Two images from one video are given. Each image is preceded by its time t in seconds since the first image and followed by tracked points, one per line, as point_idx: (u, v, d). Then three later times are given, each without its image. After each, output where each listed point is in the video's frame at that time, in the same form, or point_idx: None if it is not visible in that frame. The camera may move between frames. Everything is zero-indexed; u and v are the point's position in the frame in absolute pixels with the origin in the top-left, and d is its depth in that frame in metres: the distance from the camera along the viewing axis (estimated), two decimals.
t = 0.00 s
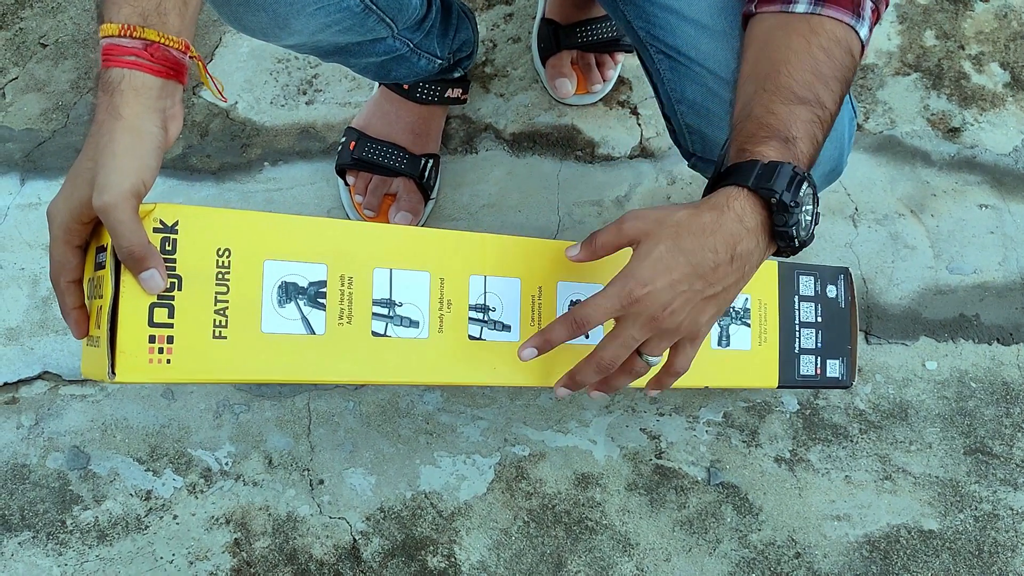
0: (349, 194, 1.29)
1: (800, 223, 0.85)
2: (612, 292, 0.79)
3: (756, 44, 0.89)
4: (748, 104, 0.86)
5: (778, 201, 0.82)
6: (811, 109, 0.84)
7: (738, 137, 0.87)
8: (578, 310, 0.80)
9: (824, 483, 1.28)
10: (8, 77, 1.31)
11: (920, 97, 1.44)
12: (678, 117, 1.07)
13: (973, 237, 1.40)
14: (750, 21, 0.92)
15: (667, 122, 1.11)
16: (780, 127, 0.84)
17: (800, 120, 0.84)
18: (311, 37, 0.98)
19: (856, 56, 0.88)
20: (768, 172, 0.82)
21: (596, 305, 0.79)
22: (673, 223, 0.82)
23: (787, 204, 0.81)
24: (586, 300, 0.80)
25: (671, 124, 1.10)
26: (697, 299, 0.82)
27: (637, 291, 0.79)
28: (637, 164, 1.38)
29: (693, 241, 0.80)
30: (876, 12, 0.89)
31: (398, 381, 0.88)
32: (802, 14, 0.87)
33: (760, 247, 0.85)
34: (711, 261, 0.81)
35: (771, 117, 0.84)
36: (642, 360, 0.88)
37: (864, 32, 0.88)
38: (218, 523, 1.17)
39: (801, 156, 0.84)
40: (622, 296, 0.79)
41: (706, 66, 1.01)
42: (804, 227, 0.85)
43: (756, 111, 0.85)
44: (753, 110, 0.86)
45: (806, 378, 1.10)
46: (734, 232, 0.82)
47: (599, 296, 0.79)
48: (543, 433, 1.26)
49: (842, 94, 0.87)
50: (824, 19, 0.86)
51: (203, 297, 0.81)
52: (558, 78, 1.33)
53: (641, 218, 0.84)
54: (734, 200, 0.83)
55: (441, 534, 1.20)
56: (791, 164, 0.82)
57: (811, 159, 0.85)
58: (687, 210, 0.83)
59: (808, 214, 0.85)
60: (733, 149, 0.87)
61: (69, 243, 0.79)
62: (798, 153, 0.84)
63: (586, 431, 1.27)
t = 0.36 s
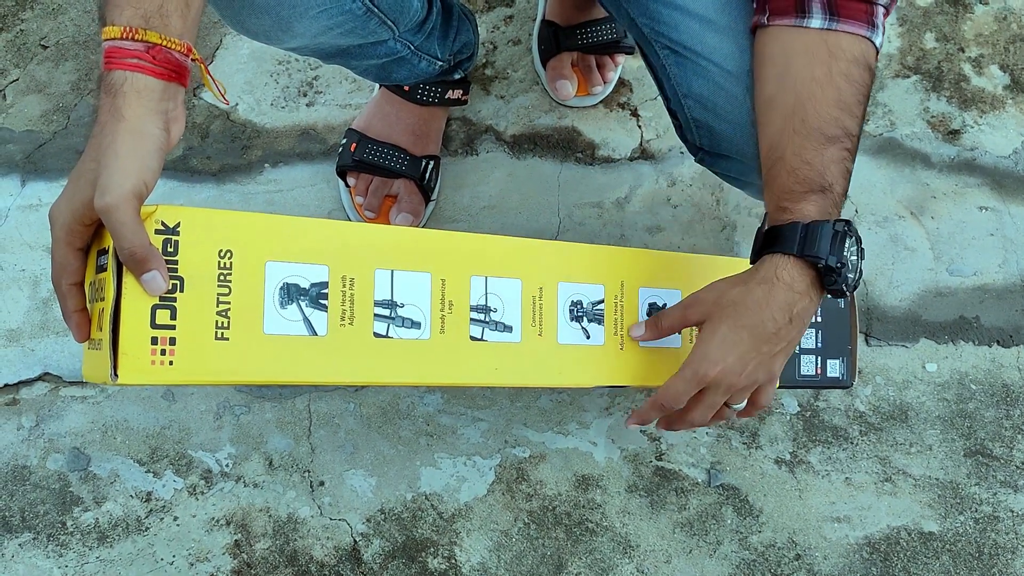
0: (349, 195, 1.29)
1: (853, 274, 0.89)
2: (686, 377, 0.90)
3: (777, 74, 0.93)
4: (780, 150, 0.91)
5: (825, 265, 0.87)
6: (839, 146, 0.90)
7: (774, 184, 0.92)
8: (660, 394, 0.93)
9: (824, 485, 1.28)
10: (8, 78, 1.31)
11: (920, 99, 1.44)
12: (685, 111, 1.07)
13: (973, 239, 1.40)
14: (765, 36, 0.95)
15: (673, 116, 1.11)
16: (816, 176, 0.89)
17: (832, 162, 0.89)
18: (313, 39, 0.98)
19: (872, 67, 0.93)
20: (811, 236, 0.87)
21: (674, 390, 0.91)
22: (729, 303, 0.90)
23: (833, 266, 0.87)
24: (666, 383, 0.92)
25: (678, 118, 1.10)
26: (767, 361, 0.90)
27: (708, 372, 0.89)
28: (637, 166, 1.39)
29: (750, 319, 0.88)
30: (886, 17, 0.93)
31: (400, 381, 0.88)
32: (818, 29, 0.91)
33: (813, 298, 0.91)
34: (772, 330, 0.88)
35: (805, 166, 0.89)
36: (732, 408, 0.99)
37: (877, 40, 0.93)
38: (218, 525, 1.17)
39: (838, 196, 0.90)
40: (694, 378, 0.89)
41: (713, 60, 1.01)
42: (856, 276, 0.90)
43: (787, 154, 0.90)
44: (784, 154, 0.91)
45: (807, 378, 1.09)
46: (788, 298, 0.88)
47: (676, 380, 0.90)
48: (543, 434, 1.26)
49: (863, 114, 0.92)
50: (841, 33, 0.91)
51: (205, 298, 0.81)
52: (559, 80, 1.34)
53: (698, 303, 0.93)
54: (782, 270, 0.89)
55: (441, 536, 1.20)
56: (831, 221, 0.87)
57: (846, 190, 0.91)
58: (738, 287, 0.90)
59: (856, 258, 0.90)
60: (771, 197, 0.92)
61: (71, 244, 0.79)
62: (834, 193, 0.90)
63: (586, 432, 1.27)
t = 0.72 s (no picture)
0: (348, 198, 1.29)
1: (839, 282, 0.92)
2: (671, 376, 0.91)
3: (770, 77, 0.94)
4: (773, 154, 0.92)
5: (813, 274, 0.89)
6: (831, 151, 0.91)
7: (767, 189, 0.93)
8: (644, 389, 0.94)
9: (822, 487, 1.28)
10: (8, 81, 1.31)
11: (918, 102, 1.45)
12: (684, 110, 1.07)
13: (971, 242, 1.41)
14: (760, 38, 0.96)
15: (672, 116, 1.11)
16: (808, 182, 0.90)
17: (824, 168, 0.91)
18: (310, 42, 0.98)
19: (866, 71, 0.93)
20: (800, 245, 0.89)
21: (659, 388, 0.92)
22: (718, 306, 0.91)
23: (821, 275, 0.89)
24: (650, 380, 0.93)
25: (676, 118, 1.10)
26: (751, 364, 0.92)
27: (694, 373, 0.90)
28: (635, 169, 1.39)
29: (738, 323, 0.89)
30: (882, 19, 0.94)
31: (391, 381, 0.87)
32: (811, 32, 0.91)
33: (800, 304, 0.93)
34: (758, 334, 0.90)
35: (797, 171, 0.90)
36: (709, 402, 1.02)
37: (871, 42, 0.93)
38: (217, 526, 1.17)
39: (828, 202, 0.91)
40: (679, 378, 0.91)
41: (709, 59, 1.01)
42: (842, 284, 0.92)
43: (780, 158, 0.91)
44: (776, 159, 0.91)
45: (802, 374, 1.08)
46: (776, 305, 0.90)
47: (661, 378, 0.92)
48: (541, 436, 1.26)
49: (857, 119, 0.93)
50: (835, 37, 0.91)
51: (195, 301, 0.81)
52: (557, 83, 1.34)
53: (688, 303, 0.93)
54: (771, 277, 0.91)
55: (440, 537, 1.20)
56: (820, 230, 0.89)
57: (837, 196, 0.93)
58: (728, 291, 0.91)
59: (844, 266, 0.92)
60: (763, 201, 0.93)
61: (67, 254, 0.80)
62: (825, 200, 0.91)
63: (585, 435, 1.27)
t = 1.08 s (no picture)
0: (350, 198, 1.29)
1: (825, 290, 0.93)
2: (657, 378, 0.92)
3: (767, 80, 0.94)
4: (766, 158, 0.92)
5: (799, 283, 0.90)
6: (823, 158, 0.92)
7: (759, 193, 0.93)
8: (630, 391, 0.94)
9: (823, 487, 1.28)
10: (11, 81, 1.31)
11: (920, 103, 1.45)
12: (685, 110, 1.07)
13: (972, 243, 1.41)
14: (760, 39, 0.96)
15: (673, 117, 1.11)
16: (798, 189, 0.91)
17: (815, 175, 0.91)
18: (308, 43, 0.99)
19: (863, 77, 0.94)
20: (788, 253, 0.90)
21: (644, 389, 0.93)
22: (705, 310, 0.91)
23: (807, 284, 0.90)
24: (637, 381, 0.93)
25: (677, 118, 1.10)
26: (735, 367, 0.93)
27: (680, 375, 0.91)
28: (637, 170, 1.39)
29: (725, 327, 0.90)
30: (883, 24, 0.94)
31: (378, 386, 0.87)
32: (809, 37, 0.92)
33: (784, 308, 0.94)
34: (744, 338, 0.91)
35: (789, 177, 0.91)
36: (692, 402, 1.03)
37: (871, 47, 0.94)
38: (218, 526, 1.17)
39: (819, 210, 0.92)
40: (666, 380, 0.91)
41: (711, 58, 1.02)
42: (828, 292, 0.93)
43: (772, 164, 0.92)
44: (768, 164, 0.92)
45: (797, 370, 1.07)
46: (761, 310, 0.91)
47: (648, 380, 0.92)
48: (543, 437, 1.27)
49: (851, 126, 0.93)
50: (835, 42, 0.92)
51: (182, 311, 0.82)
52: (559, 84, 1.35)
53: (674, 305, 0.93)
54: (757, 282, 0.92)
55: (441, 537, 1.20)
56: (807, 239, 0.90)
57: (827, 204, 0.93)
58: (715, 295, 0.92)
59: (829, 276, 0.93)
60: (755, 205, 0.94)
61: (54, 268, 0.81)
62: (815, 208, 0.92)
63: (586, 435, 1.27)
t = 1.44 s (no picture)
0: (352, 201, 1.29)
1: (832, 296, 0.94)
2: (660, 367, 0.94)
3: (772, 87, 0.95)
4: (771, 165, 0.94)
5: (806, 290, 0.92)
6: (830, 166, 0.92)
7: (764, 199, 0.95)
8: (629, 386, 0.95)
9: (825, 491, 1.28)
10: (15, 85, 1.32)
11: (922, 106, 1.45)
12: (691, 115, 1.07)
13: (974, 246, 1.41)
14: (765, 45, 0.97)
15: (679, 121, 1.11)
16: (803, 196, 0.92)
17: (821, 182, 0.92)
18: (317, 49, 0.99)
19: (869, 83, 0.94)
20: (795, 261, 0.91)
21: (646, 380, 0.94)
22: (714, 305, 0.93)
23: (813, 291, 0.92)
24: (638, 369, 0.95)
25: (684, 123, 1.10)
26: (734, 365, 0.95)
27: (683, 366, 0.94)
28: (639, 173, 1.39)
29: (731, 325, 0.92)
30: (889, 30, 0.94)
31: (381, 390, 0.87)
32: (817, 43, 0.92)
33: (790, 317, 0.96)
34: (748, 339, 0.93)
35: (793, 184, 0.92)
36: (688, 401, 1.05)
37: (877, 53, 0.94)
38: (221, 528, 1.17)
39: (824, 217, 0.93)
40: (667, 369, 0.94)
41: (718, 62, 1.02)
42: (836, 299, 0.94)
43: (777, 170, 0.93)
44: (774, 171, 0.93)
45: (800, 373, 1.08)
46: (768, 314, 0.93)
47: (651, 371, 0.94)
48: (545, 439, 1.27)
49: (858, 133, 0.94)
50: (841, 48, 0.92)
51: (186, 315, 0.82)
52: (562, 87, 1.35)
53: (685, 296, 0.94)
54: (767, 287, 0.93)
55: (443, 540, 1.20)
56: (814, 246, 0.92)
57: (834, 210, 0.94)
58: (726, 292, 0.94)
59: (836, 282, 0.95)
60: (760, 211, 0.95)
61: (51, 269, 0.82)
62: (820, 214, 0.93)
63: (587, 437, 1.27)
